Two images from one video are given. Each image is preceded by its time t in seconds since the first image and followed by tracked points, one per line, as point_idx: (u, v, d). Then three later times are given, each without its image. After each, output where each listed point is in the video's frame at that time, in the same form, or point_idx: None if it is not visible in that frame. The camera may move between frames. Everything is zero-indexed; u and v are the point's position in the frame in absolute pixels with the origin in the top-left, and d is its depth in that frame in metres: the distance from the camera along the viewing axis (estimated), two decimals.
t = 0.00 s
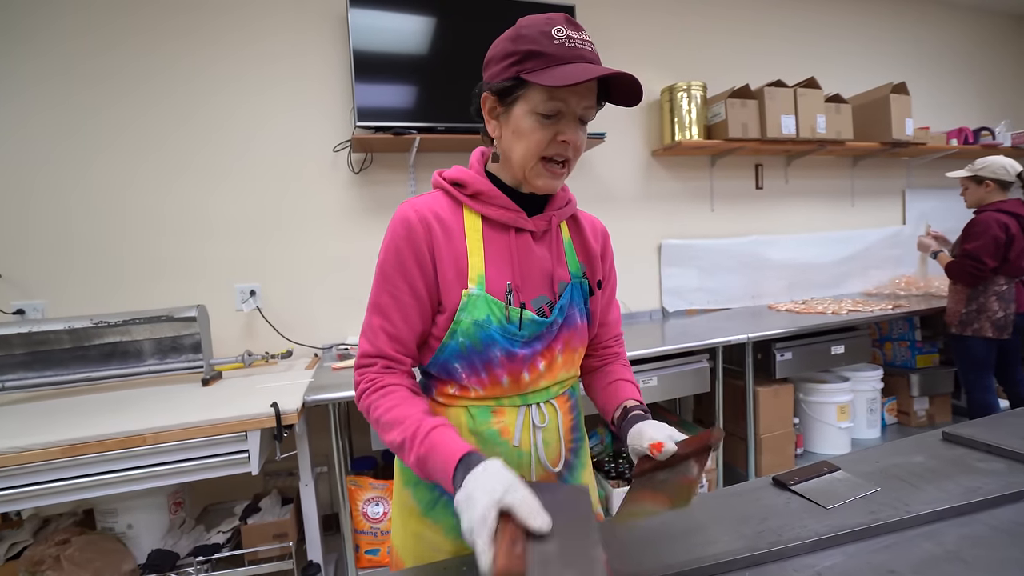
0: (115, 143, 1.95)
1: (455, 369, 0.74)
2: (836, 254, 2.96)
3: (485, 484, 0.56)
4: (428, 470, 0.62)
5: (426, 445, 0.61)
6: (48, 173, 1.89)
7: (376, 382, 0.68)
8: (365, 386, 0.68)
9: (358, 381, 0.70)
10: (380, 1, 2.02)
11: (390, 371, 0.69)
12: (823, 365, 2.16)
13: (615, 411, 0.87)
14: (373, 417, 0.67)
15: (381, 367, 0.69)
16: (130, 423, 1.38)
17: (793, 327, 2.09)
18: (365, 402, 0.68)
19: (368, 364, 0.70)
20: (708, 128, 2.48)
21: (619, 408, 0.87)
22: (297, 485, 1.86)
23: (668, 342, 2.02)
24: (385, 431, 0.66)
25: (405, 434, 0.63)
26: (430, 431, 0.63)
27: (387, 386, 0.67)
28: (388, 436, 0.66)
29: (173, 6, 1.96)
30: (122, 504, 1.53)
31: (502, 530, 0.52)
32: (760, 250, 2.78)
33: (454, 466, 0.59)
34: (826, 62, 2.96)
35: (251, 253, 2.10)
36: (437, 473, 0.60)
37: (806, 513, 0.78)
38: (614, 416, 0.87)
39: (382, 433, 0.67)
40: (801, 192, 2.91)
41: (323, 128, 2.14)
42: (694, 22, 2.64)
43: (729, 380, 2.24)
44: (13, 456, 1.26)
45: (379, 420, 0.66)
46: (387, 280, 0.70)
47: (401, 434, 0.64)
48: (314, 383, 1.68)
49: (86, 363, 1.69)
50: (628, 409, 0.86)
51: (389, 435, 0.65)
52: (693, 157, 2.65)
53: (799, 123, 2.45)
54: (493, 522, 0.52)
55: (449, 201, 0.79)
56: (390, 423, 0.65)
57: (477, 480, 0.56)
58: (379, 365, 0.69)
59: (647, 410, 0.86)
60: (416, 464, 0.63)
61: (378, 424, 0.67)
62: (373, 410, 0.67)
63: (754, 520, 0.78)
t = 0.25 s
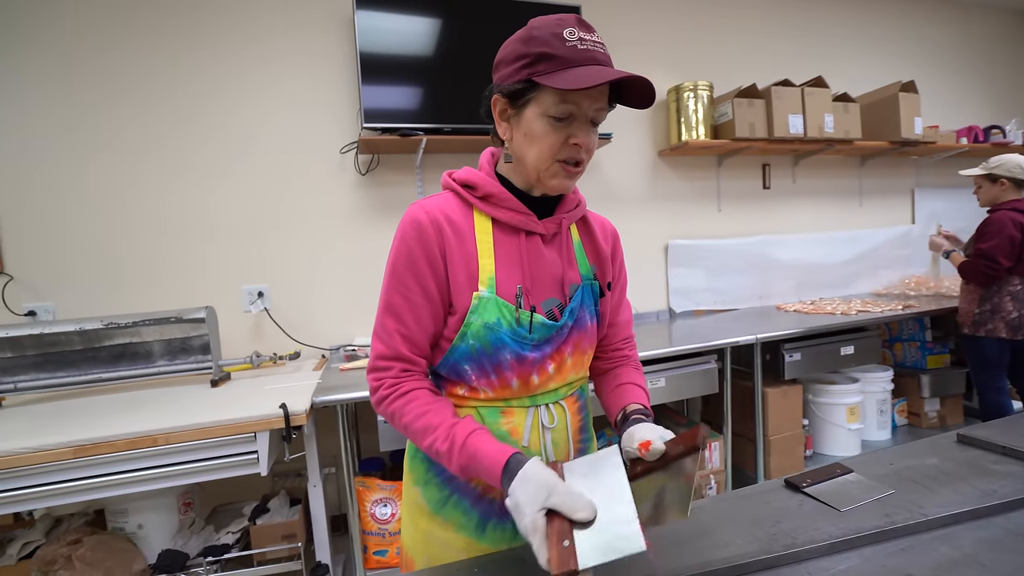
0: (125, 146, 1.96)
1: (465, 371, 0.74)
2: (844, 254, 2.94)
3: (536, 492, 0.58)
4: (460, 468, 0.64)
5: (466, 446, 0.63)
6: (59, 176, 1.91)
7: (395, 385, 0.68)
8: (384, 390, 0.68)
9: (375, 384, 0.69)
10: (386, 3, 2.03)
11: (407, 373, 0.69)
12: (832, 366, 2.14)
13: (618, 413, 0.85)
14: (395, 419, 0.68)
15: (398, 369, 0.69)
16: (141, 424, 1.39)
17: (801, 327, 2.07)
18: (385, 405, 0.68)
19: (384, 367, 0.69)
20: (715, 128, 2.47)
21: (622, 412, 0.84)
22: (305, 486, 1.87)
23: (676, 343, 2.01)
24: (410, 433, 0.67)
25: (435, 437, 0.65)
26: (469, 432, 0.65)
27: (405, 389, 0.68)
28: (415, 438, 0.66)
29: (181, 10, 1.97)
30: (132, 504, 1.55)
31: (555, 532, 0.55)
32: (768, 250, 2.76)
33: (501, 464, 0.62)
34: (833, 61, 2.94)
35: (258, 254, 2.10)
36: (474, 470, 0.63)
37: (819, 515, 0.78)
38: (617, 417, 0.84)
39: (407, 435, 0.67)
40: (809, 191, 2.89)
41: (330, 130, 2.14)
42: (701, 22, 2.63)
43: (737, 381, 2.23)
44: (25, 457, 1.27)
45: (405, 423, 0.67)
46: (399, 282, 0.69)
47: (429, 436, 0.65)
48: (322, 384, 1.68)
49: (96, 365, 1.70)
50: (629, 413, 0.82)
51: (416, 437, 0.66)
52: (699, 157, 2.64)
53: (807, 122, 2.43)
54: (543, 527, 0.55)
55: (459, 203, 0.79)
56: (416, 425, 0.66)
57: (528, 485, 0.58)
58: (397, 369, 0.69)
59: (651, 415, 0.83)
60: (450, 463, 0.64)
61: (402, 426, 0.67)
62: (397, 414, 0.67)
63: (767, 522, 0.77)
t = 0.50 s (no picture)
0: (137, 144, 1.98)
1: (469, 369, 0.75)
2: (853, 254, 2.92)
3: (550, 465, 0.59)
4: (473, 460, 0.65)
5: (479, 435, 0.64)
6: (71, 173, 1.93)
7: (407, 380, 0.69)
8: (397, 385, 0.69)
9: (388, 380, 0.70)
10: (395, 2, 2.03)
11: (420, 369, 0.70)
12: (840, 366, 2.13)
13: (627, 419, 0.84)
14: (408, 413, 0.68)
15: (411, 365, 0.70)
16: (151, 419, 1.41)
17: (809, 328, 2.06)
18: (398, 399, 0.69)
19: (397, 362, 0.70)
20: (723, 127, 2.46)
21: (630, 419, 0.83)
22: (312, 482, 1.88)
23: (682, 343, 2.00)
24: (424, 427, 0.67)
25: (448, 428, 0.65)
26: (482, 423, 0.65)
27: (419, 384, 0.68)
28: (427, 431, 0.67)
29: (192, 9, 1.98)
30: (143, 498, 1.57)
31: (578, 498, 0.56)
32: (775, 250, 2.75)
33: (514, 448, 0.63)
34: (843, 59, 2.92)
35: (267, 252, 2.12)
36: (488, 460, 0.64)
37: (827, 516, 0.77)
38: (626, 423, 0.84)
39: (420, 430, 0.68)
40: (817, 191, 2.87)
41: (338, 128, 2.15)
42: (710, 20, 2.61)
43: (744, 381, 2.23)
44: (39, 451, 1.29)
45: (418, 416, 0.67)
46: (412, 280, 0.70)
47: (442, 429, 0.66)
48: (329, 382, 1.69)
49: (107, 361, 1.72)
50: (637, 420, 0.81)
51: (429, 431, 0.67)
52: (707, 156, 2.63)
53: (816, 121, 2.42)
54: (564, 495, 0.56)
55: (471, 202, 0.80)
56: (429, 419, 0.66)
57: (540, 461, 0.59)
58: (409, 364, 0.70)
59: (660, 423, 0.81)
60: (463, 454, 0.65)
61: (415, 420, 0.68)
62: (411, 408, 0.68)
63: (775, 523, 0.77)
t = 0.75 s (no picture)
0: (143, 141, 1.99)
1: (466, 365, 0.75)
2: (859, 249, 2.91)
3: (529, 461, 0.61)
4: (460, 457, 0.65)
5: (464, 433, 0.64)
6: (78, 171, 1.94)
7: (403, 378, 0.70)
8: (393, 383, 0.70)
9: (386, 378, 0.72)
10: None
11: (415, 368, 0.71)
12: (845, 362, 2.12)
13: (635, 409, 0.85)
14: (403, 411, 0.69)
15: (406, 364, 0.71)
16: (160, 414, 1.42)
17: (814, 323, 2.05)
18: (394, 397, 0.70)
19: (394, 360, 0.72)
20: (728, 122, 2.45)
21: (640, 405, 0.85)
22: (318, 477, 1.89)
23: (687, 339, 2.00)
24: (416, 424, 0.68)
25: (435, 425, 0.66)
26: (469, 422, 0.65)
27: (413, 382, 0.69)
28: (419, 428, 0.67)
29: (196, 6, 1.99)
30: (151, 492, 1.58)
31: (542, 497, 0.57)
32: (781, 245, 2.74)
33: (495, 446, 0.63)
34: (850, 53, 2.89)
35: (272, 249, 2.13)
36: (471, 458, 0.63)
37: (830, 510, 0.77)
38: (635, 413, 0.85)
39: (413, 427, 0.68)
40: (823, 186, 2.85)
41: (341, 125, 2.16)
42: (715, 14, 2.60)
43: (749, 376, 2.22)
44: (50, 445, 1.31)
45: (411, 413, 0.68)
46: (407, 280, 0.72)
47: (431, 425, 0.66)
48: (335, 377, 1.70)
49: (116, 356, 1.74)
50: (650, 407, 0.83)
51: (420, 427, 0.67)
52: (712, 152, 2.62)
53: (822, 115, 2.40)
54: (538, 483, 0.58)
55: (465, 201, 0.80)
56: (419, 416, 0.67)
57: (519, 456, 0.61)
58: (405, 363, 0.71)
59: (670, 408, 0.84)
60: (450, 452, 0.65)
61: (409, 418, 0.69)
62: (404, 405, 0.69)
63: (779, 517, 0.77)
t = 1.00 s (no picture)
0: (162, 150, 2.03)
1: (480, 366, 0.76)
2: (878, 241, 2.86)
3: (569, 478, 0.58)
4: (490, 464, 0.63)
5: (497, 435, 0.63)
6: (101, 181, 1.99)
7: (426, 385, 0.68)
8: (416, 391, 0.68)
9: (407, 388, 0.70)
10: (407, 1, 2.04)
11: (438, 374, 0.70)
12: (866, 356, 2.09)
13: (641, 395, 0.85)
14: (425, 421, 0.67)
15: (429, 369, 0.70)
16: (184, 418, 1.45)
17: (834, 317, 2.03)
18: (416, 406, 0.68)
19: (414, 367, 0.70)
20: (741, 116, 2.42)
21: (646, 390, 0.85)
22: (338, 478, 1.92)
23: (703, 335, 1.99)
24: (440, 433, 0.65)
25: (464, 430, 0.64)
26: (500, 424, 0.65)
27: (437, 388, 0.68)
28: (444, 438, 0.65)
29: (211, 16, 2.02)
30: (177, 494, 1.62)
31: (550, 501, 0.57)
32: (797, 239, 2.70)
33: (532, 447, 0.62)
34: (865, 42, 2.84)
35: (289, 253, 2.16)
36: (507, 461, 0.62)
37: (854, 507, 0.77)
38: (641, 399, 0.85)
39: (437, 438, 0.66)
40: (840, 177, 2.81)
41: (354, 129, 2.18)
42: (726, 7, 2.57)
43: (767, 372, 2.20)
44: (80, 449, 1.34)
45: (434, 422, 0.66)
46: (427, 283, 0.72)
47: (458, 432, 0.64)
48: (353, 379, 1.72)
49: (140, 361, 1.78)
50: (654, 390, 0.84)
51: (446, 436, 0.65)
52: (725, 146, 2.60)
53: (837, 106, 2.37)
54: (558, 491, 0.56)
55: (471, 203, 0.80)
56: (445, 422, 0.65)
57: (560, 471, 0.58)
58: (427, 369, 0.70)
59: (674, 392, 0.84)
60: (481, 458, 0.63)
61: (433, 427, 0.66)
62: (428, 412, 0.67)
63: (802, 514, 0.76)
